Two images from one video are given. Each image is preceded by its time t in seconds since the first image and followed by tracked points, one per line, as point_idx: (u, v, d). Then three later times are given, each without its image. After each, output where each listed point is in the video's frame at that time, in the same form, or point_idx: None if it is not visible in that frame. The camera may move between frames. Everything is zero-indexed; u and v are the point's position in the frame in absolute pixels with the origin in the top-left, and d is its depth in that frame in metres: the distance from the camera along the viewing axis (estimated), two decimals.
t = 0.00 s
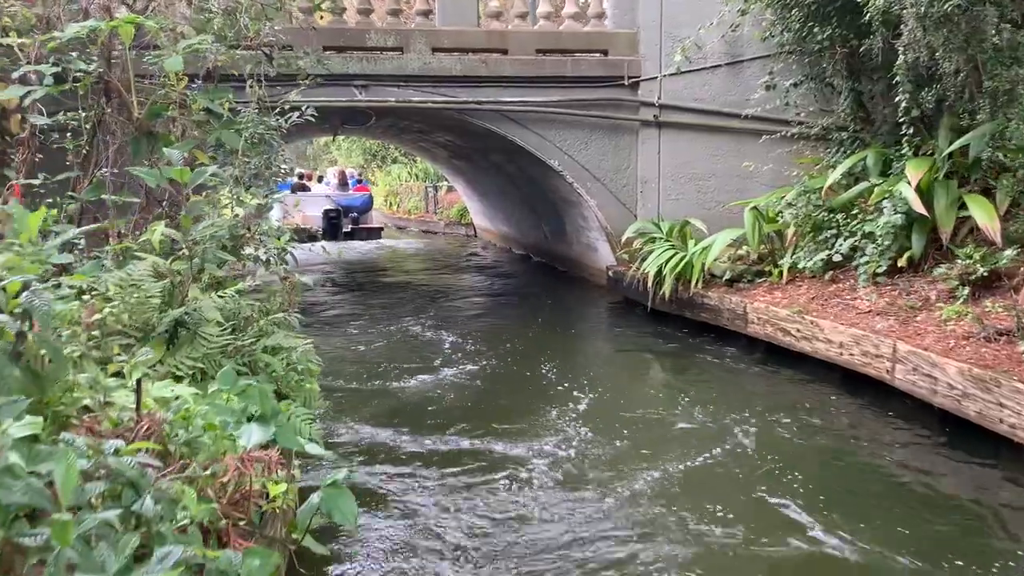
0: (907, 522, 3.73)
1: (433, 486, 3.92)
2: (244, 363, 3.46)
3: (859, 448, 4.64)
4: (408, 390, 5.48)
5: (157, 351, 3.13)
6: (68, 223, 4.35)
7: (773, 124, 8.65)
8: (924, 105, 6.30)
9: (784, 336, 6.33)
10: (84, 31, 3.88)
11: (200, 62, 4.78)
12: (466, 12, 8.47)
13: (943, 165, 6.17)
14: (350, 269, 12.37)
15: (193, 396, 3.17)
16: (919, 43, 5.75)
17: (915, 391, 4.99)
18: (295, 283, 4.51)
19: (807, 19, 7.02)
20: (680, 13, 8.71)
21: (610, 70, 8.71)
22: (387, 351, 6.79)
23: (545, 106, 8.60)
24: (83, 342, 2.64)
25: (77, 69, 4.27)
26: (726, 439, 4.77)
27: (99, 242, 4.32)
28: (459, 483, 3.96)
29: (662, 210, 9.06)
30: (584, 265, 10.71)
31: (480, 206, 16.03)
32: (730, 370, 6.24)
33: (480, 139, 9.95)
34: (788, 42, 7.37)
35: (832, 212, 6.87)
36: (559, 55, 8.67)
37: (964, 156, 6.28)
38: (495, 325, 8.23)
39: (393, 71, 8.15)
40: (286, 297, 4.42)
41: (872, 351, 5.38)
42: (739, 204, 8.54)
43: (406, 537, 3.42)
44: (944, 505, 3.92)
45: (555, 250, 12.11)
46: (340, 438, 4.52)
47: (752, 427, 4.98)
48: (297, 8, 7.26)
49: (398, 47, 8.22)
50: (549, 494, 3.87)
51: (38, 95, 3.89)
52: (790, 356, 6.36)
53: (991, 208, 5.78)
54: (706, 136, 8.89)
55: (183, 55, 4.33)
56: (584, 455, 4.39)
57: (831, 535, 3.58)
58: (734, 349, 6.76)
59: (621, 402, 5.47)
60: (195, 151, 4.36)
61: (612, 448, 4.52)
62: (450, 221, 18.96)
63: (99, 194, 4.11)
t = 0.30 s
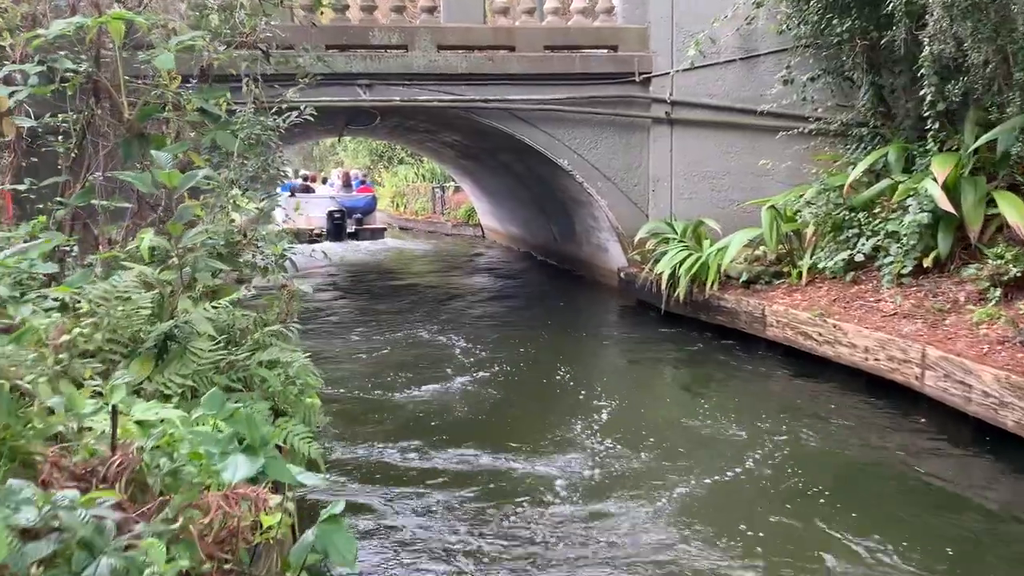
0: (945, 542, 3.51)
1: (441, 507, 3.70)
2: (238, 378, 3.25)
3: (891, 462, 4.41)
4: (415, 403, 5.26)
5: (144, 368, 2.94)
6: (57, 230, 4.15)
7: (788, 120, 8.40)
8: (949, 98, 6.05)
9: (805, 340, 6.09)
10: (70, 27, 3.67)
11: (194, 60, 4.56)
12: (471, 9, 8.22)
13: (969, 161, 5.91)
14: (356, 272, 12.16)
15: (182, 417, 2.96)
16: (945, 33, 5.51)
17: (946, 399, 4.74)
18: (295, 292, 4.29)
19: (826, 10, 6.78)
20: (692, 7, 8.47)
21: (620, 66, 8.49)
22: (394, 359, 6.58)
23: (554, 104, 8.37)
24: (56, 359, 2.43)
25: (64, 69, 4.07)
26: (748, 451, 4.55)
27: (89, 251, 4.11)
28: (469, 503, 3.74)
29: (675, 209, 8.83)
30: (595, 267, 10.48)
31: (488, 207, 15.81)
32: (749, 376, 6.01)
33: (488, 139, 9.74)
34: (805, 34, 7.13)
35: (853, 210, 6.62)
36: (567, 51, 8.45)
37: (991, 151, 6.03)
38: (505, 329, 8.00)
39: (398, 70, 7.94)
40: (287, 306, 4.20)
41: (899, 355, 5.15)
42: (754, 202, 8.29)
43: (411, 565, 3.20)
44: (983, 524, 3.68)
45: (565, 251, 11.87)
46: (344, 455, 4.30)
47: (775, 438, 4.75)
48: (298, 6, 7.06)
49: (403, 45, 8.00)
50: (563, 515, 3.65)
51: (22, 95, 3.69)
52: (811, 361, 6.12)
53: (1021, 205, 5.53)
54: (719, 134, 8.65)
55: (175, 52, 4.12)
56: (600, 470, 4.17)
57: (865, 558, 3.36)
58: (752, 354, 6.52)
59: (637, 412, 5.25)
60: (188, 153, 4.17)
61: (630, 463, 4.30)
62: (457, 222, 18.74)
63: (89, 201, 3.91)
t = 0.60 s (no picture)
0: (991, 564, 3.27)
1: (449, 533, 3.47)
2: (230, 395, 3.03)
3: (925, 476, 4.17)
4: (422, 415, 5.04)
5: (127, 387, 2.71)
6: (44, 236, 3.93)
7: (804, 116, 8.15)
8: (978, 92, 5.80)
9: (827, 345, 5.84)
10: (52, 21, 3.45)
11: (187, 55, 4.34)
12: (478, 5, 8.05)
13: (998, 158, 5.64)
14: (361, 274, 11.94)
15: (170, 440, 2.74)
16: (976, 23, 5.27)
17: (980, 409, 4.49)
18: (294, 300, 4.07)
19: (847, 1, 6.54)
20: (704, 4, 8.25)
21: (631, 62, 8.24)
22: (399, 366, 6.36)
23: (563, 102, 8.13)
24: (22, 381, 2.20)
25: (49, 66, 3.86)
26: (773, 466, 4.31)
27: (77, 257, 3.90)
28: (478, 530, 3.51)
29: (688, 209, 8.59)
30: (605, 269, 10.24)
31: (496, 207, 15.58)
32: (770, 382, 5.77)
33: (496, 137, 9.50)
34: (825, 27, 6.88)
35: (876, 210, 6.36)
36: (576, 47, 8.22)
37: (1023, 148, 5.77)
38: (513, 333, 7.78)
39: (403, 67, 7.71)
40: (286, 316, 3.99)
41: (928, 362, 4.90)
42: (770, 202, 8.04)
43: None
44: None
45: (575, 253, 11.64)
46: (346, 474, 4.08)
47: (800, 451, 4.51)
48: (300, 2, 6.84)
49: (408, 42, 7.78)
50: (580, 543, 3.41)
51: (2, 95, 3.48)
52: (833, 367, 5.88)
53: None
54: (733, 131, 8.40)
55: (166, 47, 3.90)
56: (616, 489, 3.94)
57: None
58: (771, 360, 6.28)
59: (652, 423, 5.01)
60: (180, 154, 3.96)
61: (647, 480, 4.06)
62: (464, 223, 18.50)
63: (77, 205, 3.70)
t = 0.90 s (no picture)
0: None
1: (456, 562, 3.25)
2: (222, 414, 2.82)
3: (962, 498, 3.92)
4: (428, 428, 4.82)
5: (110, 405, 2.50)
6: (31, 241, 3.72)
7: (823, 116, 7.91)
8: (1012, 90, 5.54)
9: (852, 354, 5.59)
10: (36, 12, 3.23)
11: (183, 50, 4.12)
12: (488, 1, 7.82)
13: None
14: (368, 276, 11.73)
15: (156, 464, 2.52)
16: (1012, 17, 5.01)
17: (1019, 424, 4.24)
18: (294, 309, 3.85)
19: None
20: None
21: (644, 59, 8.00)
22: (406, 373, 6.13)
23: (576, 100, 7.90)
24: None
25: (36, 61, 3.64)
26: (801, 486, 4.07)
27: (64, 261, 3.68)
28: (488, 559, 3.28)
29: (703, 210, 8.35)
30: (617, 272, 10.00)
31: (504, 207, 15.36)
32: (792, 391, 5.53)
33: (505, 137, 9.27)
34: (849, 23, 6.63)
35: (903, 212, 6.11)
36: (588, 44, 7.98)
37: None
38: (523, 337, 7.55)
39: (411, 65, 7.48)
40: (282, 325, 3.75)
41: (962, 374, 4.65)
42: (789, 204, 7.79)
43: None
44: None
45: (586, 255, 11.41)
46: (349, 495, 3.87)
47: (827, 470, 4.27)
48: None
49: (416, 39, 7.56)
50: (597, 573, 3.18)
51: None
52: (858, 377, 5.63)
53: None
54: (750, 131, 8.16)
55: (158, 40, 3.68)
56: (635, 513, 3.71)
57: None
58: (792, 368, 6.03)
59: (670, 437, 4.78)
60: (175, 153, 3.75)
61: (667, 503, 3.83)
62: (472, 223, 18.28)
63: (64, 207, 3.49)
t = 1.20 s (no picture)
0: None
1: None
2: (213, 434, 2.58)
3: (1007, 524, 3.66)
4: (437, 442, 4.58)
5: (88, 425, 2.26)
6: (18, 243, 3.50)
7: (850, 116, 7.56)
8: None
9: (883, 365, 5.32)
10: None
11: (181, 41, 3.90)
12: None
13: None
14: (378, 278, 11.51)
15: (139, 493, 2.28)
16: None
17: None
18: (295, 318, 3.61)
19: None
20: None
21: (662, 57, 7.75)
22: (414, 381, 5.90)
23: (591, 98, 7.65)
24: None
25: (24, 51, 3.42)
26: (833, 509, 3.83)
27: (52, 264, 3.47)
28: None
29: (723, 212, 8.10)
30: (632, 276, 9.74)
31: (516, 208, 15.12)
32: (818, 403, 5.28)
33: (518, 137, 9.03)
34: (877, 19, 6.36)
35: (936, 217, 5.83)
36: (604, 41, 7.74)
37: None
38: (536, 343, 7.31)
39: (421, 62, 7.25)
40: (283, 333, 3.52)
41: (1004, 390, 4.38)
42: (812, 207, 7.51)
43: None
44: None
45: (599, 257, 11.15)
46: (352, 518, 3.63)
47: (861, 491, 4.01)
48: None
49: (427, 35, 7.32)
50: None
51: None
52: (888, 389, 5.36)
53: None
54: (773, 132, 7.88)
55: (153, 30, 3.46)
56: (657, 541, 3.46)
57: None
58: (818, 379, 5.77)
59: (692, 453, 4.53)
60: (170, 150, 3.53)
61: (691, 529, 3.58)
62: (484, 224, 18.04)
63: (53, 206, 3.25)
